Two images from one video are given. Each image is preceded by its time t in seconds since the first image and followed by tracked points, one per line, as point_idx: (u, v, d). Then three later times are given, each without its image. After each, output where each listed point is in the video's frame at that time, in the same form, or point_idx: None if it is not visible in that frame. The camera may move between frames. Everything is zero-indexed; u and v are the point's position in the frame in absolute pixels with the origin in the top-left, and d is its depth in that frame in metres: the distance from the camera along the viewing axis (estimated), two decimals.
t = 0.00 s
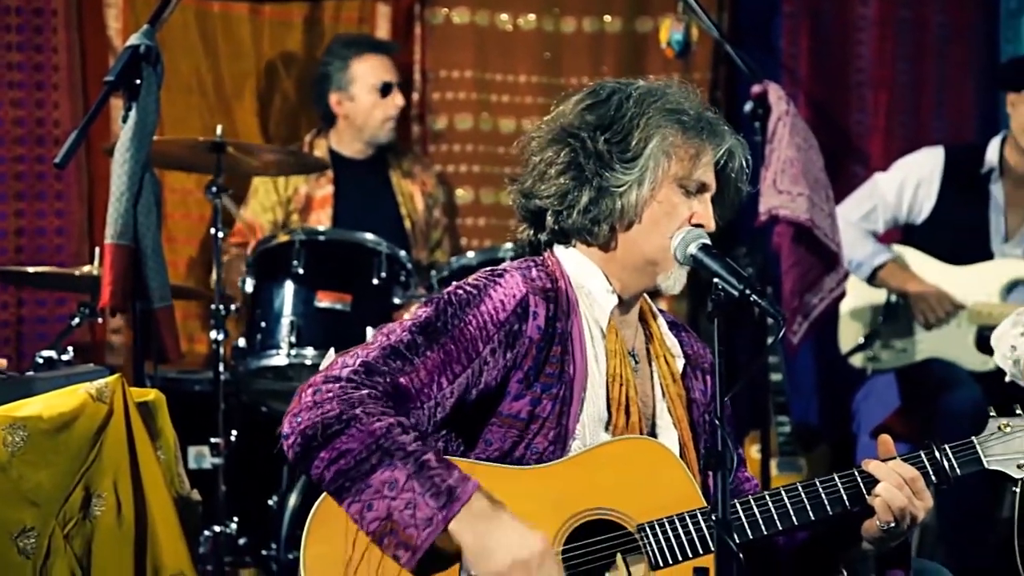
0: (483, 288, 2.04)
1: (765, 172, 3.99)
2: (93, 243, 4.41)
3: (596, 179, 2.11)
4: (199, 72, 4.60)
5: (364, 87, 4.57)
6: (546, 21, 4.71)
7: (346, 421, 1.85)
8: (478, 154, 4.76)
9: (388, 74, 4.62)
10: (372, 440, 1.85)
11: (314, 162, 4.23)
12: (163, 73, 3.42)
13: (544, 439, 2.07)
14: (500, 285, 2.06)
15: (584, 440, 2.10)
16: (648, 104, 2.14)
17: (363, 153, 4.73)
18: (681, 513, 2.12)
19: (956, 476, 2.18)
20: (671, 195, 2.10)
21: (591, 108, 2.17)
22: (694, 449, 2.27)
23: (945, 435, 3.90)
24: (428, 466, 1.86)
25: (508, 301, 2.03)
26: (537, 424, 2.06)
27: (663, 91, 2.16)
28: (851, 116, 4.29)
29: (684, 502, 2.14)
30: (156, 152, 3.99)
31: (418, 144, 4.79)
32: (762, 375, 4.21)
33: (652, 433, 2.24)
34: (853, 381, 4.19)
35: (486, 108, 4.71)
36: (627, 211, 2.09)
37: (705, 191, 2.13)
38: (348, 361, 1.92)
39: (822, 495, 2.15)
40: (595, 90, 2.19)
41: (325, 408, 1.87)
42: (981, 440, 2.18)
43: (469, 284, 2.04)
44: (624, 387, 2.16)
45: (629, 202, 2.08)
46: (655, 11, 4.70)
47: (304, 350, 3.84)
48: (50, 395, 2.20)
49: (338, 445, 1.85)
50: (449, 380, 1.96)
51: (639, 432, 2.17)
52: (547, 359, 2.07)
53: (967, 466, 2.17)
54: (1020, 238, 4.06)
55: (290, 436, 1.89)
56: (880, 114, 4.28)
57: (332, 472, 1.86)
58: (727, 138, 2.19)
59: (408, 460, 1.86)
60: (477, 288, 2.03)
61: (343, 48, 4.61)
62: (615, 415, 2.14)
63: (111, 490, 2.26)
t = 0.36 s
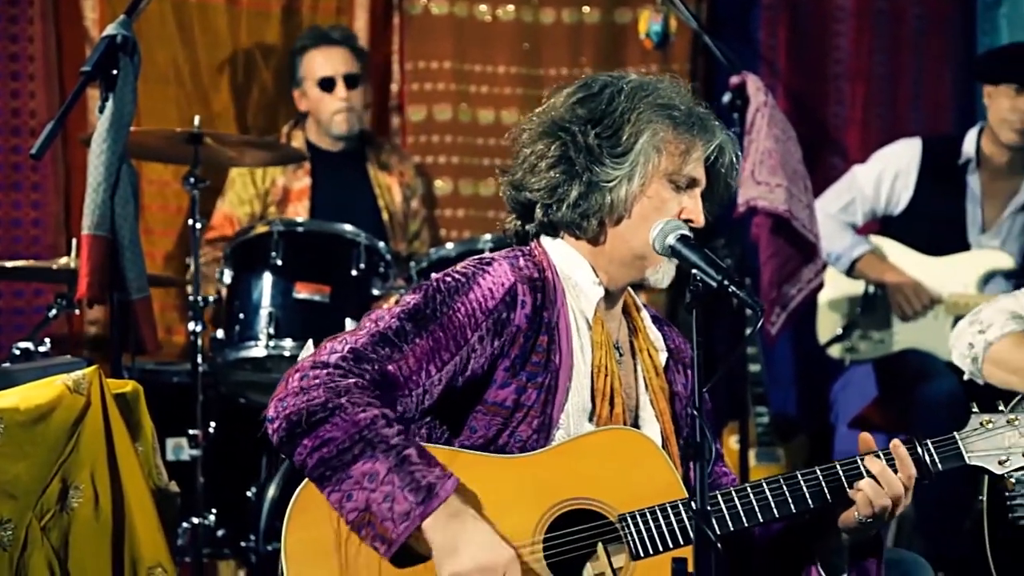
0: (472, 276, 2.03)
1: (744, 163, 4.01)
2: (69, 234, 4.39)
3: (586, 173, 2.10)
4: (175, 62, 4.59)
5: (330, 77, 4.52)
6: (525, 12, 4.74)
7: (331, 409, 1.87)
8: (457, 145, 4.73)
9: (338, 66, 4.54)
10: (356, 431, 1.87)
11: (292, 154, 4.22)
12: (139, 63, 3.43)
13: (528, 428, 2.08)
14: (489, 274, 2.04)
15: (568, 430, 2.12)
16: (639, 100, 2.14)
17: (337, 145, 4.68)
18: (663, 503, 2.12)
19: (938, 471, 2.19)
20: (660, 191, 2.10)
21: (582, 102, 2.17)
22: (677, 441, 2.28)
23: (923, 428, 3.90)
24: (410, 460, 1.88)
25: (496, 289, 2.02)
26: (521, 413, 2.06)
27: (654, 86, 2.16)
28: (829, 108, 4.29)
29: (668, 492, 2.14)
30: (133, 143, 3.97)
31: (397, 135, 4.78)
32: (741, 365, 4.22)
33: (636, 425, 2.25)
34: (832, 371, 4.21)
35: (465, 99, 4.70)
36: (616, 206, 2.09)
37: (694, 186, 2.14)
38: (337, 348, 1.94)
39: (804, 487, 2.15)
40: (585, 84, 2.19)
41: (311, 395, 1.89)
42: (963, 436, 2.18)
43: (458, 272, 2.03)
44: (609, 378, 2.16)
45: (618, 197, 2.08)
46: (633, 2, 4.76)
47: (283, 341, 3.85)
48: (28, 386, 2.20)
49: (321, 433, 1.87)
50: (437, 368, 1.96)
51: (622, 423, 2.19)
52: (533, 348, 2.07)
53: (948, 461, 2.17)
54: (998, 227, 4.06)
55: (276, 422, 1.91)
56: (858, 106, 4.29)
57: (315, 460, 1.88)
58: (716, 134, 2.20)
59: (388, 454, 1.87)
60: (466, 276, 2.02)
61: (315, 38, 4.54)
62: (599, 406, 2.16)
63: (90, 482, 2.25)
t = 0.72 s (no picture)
0: (459, 265, 2.01)
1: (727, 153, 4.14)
2: (47, 224, 4.38)
3: (609, 188, 2.08)
4: (155, 54, 4.58)
5: (284, 60, 4.54)
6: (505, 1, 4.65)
7: (319, 385, 1.83)
8: (437, 136, 4.69)
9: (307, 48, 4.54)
10: (346, 402, 1.82)
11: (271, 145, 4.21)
12: (117, 52, 3.41)
13: (513, 419, 2.08)
14: (476, 262, 2.02)
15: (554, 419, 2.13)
16: (650, 102, 2.10)
17: (306, 131, 4.72)
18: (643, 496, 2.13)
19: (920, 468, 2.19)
20: (679, 198, 2.11)
21: (591, 107, 2.12)
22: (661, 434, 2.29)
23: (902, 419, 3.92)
24: (400, 430, 1.84)
25: (483, 279, 2.01)
26: (506, 403, 2.06)
27: (660, 86, 2.13)
28: (808, 96, 4.31)
29: (648, 484, 2.15)
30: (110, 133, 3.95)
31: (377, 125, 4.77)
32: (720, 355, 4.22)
33: (621, 417, 2.26)
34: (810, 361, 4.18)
35: (444, 89, 4.64)
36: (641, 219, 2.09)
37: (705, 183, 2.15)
38: (321, 331, 1.90)
39: (786, 482, 2.15)
40: (588, 88, 2.14)
41: (298, 372, 1.85)
42: (946, 435, 2.20)
43: (444, 260, 2.01)
44: (595, 371, 2.16)
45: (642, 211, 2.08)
46: None
47: (262, 332, 3.83)
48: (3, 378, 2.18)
49: (311, 409, 1.83)
50: (421, 356, 1.94)
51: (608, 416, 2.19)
52: (519, 339, 2.06)
53: (930, 458, 2.18)
54: (975, 218, 4.00)
55: (262, 403, 1.87)
56: (837, 95, 4.29)
57: (306, 436, 1.83)
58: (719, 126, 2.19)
59: (380, 423, 1.83)
60: (453, 264, 2.00)
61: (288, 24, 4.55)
62: (585, 400, 2.16)
63: (67, 473, 2.27)
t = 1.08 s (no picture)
0: (430, 258, 2.04)
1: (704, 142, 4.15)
2: (25, 212, 4.35)
3: (588, 182, 2.07)
4: (133, 40, 4.57)
5: (257, 46, 4.57)
6: None
7: (298, 374, 1.91)
8: (416, 124, 4.68)
9: (286, 35, 4.56)
10: (328, 387, 1.90)
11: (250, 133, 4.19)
12: (94, 39, 3.40)
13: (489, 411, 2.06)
14: (447, 256, 2.05)
15: (532, 408, 2.11)
16: (634, 99, 2.09)
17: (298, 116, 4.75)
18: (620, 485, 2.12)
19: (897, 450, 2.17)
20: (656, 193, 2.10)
21: (574, 99, 2.09)
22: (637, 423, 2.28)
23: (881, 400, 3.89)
24: (384, 405, 1.92)
25: (454, 272, 2.03)
26: (481, 395, 2.06)
27: (644, 82, 2.12)
28: (787, 86, 4.29)
29: (626, 472, 2.14)
30: (88, 120, 3.93)
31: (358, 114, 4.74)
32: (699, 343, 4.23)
33: (597, 404, 2.25)
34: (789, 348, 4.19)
35: (424, 77, 4.63)
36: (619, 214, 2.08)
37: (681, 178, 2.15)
38: (294, 327, 1.97)
39: (764, 466, 2.15)
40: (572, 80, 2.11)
41: (275, 366, 1.92)
42: (922, 415, 2.17)
43: (415, 254, 2.05)
44: (570, 362, 2.16)
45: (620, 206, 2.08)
46: None
47: (242, 320, 3.82)
48: None
49: (293, 399, 1.90)
50: (394, 351, 1.98)
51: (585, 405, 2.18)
52: (493, 331, 2.07)
53: (907, 441, 2.16)
54: (953, 207, 4.03)
55: (240, 401, 1.94)
56: (815, 83, 4.27)
57: (289, 426, 1.91)
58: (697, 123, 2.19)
59: (364, 402, 1.91)
60: (424, 258, 2.04)
61: (269, 11, 4.57)
62: (562, 390, 2.15)
63: (46, 461, 2.30)
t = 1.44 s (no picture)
0: (394, 255, 2.00)
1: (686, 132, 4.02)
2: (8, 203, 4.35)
3: (516, 154, 2.06)
4: (115, 35, 4.57)
5: (240, 42, 4.57)
6: None
7: (268, 388, 1.84)
8: (400, 114, 4.68)
9: (267, 30, 4.57)
10: (296, 402, 1.84)
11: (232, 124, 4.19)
12: (77, 29, 3.38)
13: (462, 406, 2.06)
14: (412, 252, 2.02)
15: (504, 399, 2.10)
16: (566, 71, 2.08)
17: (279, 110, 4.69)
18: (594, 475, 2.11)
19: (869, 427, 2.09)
20: (592, 165, 2.06)
21: (506, 75, 2.11)
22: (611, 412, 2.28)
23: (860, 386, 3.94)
24: (356, 421, 1.86)
25: (420, 268, 2.00)
26: (452, 391, 2.05)
27: (579, 55, 2.11)
28: (772, 77, 4.26)
29: (601, 460, 2.13)
30: (72, 111, 3.93)
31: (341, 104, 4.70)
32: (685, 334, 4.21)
33: (569, 393, 2.24)
34: (773, 339, 4.20)
35: (408, 68, 4.63)
36: (552, 185, 2.05)
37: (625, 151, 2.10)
38: (261, 333, 1.90)
39: (741, 450, 2.07)
40: (509, 56, 2.12)
41: (242, 379, 1.85)
42: (895, 388, 2.09)
43: (379, 252, 2.00)
44: (540, 351, 2.15)
45: (553, 176, 2.04)
46: None
47: (226, 312, 3.81)
48: None
49: (262, 412, 1.84)
50: (363, 350, 1.94)
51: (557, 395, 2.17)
52: (460, 325, 2.04)
53: (880, 416, 2.08)
54: (937, 198, 4.10)
55: (209, 412, 1.86)
56: (800, 76, 4.25)
57: (259, 440, 1.85)
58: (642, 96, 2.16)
59: (335, 416, 1.85)
60: (388, 255, 2.00)
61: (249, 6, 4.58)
62: (534, 380, 2.14)
63: (29, 454, 2.41)
